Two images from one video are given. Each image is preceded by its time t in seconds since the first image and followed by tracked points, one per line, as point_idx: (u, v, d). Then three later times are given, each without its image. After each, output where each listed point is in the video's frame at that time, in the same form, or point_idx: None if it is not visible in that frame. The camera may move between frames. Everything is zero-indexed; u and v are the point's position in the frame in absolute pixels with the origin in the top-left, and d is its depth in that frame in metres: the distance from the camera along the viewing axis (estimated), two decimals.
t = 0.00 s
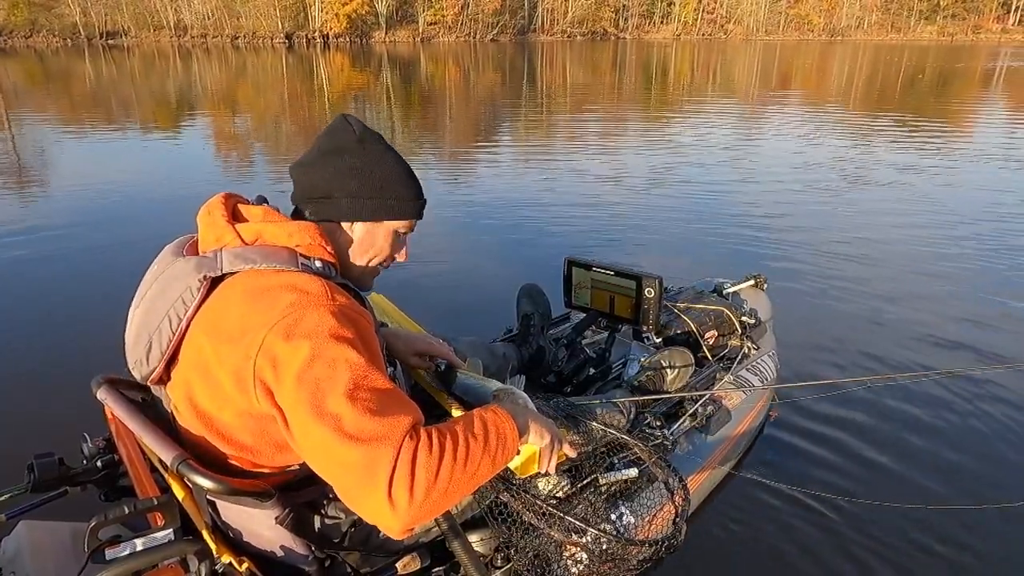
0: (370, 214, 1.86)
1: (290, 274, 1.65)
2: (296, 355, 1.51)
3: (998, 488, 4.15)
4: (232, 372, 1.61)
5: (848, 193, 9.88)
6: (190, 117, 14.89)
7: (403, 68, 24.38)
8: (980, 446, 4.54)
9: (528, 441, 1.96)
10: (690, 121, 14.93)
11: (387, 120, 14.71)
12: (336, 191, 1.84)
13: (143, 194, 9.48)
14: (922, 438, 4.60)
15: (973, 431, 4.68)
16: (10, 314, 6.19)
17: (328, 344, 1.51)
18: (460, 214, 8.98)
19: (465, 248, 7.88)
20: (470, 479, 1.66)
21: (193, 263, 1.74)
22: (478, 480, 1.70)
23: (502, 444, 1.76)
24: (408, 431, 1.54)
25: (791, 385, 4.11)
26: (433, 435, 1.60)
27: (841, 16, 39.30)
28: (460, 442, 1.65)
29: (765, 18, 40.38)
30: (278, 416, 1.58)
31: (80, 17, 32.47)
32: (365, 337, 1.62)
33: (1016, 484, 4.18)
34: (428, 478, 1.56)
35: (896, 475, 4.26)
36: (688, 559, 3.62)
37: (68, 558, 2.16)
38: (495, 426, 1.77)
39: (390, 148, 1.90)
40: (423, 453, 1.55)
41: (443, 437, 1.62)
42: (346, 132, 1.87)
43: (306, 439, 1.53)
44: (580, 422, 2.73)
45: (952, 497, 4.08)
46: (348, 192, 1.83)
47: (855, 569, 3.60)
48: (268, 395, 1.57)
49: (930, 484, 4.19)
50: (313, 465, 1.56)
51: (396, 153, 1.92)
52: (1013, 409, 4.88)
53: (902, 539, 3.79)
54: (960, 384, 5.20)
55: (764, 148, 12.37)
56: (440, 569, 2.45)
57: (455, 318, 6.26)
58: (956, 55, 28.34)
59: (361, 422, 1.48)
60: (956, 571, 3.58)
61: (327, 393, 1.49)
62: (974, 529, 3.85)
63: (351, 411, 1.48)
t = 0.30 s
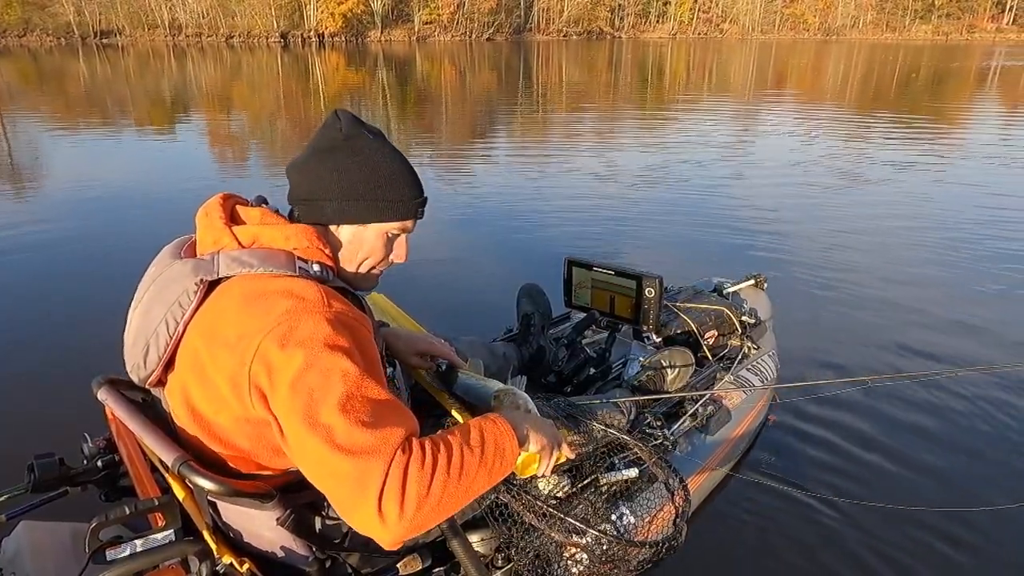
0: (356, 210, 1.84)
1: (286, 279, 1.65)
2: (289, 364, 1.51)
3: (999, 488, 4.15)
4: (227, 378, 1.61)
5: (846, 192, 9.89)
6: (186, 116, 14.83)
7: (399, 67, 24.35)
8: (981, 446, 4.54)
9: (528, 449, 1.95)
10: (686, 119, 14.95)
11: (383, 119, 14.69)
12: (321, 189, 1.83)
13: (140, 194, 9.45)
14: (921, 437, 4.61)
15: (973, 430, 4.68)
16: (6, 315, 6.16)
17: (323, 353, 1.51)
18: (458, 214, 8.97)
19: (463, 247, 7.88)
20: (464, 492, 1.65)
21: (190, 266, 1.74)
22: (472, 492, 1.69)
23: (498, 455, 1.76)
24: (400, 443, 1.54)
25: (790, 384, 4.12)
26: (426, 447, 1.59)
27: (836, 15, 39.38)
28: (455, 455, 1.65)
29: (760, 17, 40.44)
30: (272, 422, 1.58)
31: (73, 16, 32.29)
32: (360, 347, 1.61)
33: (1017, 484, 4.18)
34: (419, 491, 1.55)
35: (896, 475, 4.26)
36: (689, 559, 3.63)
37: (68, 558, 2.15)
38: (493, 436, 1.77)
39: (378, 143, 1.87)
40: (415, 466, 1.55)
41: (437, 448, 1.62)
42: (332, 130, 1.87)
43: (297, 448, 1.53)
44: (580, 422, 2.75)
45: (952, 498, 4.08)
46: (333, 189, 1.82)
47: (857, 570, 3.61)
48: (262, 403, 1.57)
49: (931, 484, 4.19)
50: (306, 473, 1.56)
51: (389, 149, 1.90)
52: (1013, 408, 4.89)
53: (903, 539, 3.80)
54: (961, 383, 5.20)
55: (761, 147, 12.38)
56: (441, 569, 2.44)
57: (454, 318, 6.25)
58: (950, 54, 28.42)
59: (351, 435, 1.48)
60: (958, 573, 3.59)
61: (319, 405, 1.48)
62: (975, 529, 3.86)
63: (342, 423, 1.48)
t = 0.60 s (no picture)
0: (355, 211, 1.84)
1: (284, 278, 1.65)
2: (288, 364, 1.50)
3: (1002, 491, 4.13)
4: (225, 378, 1.61)
5: (845, 195, 9.89)
6: (185, 121, 14.87)
7: (399, 72, 24.41)
8: (984, 447, 4.52)
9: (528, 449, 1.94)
10: (685, 123, 14.99)
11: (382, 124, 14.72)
12: (320, 189, 1.83)
13: (139, 197, 9.46)
14: (922, 440, 4.58)
15: (975, 432, 4.66)
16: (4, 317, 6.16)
17: (321, 352, 1.51)
18: (457, 216, 8.98)
19: (462, 250, 7.89)
20: (463, 493, 1.65)
21: (190, 265, 1.74)
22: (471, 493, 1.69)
23: (498, 456, 1.75)
24: (399, 443, 1.53)
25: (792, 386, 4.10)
26: (425, 447, 1.58)
27: (835, 20, 39.52)
28: (454, 454, 1.64)
29: (759, 22, 40.56)
30: (270, 421, 1.57)
31: (74, 21, 32.42)
32: (359, 346, 1.61)
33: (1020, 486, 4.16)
34: (417, 491, 1.54)
35: (898, 478, 4.24)
36: (688, 560, 3.62)
37: (67, 556, 2.15)
38: (494, 437, 1.76)
39: (377, 142, 1.85)
40: (413, 466, 1.54)
41: (436, 448, 1.61)
42: (330, 129, 1.85)
43: (295, 447, 1.52)
44: (579, 423, 2.74)
45: (955, 501, 4.06)
46: (332, 190, 1.82)
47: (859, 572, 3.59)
48: (260, 402, 1.56)
49: (934, 486, 4.17)
50: (304, 472, 1.55)
51: (390, 147, 1.88)
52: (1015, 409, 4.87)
53: (906, 541, 3.78)
54: (963, 385, 5.18)
55: (761, 150, 12.40)
56: (439, 569, 2.42)
57: (453, 320, 6.25)
58: (949, 59, 28.49)
59: (349, 434, 1.47)
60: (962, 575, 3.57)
61: (318, 404, 1.48)
62: (978, 531, 3.84)
63: (341, 422, 1.47)
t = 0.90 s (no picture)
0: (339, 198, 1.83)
1: (282, 277, 1.64)
2: (288, 362, 1.50)
3: (1002, 490, 4.12)
4: (225, 378, 1.60)
5: (840, 196, 9.94)
6: (181, 123, 14.88)
7: (395, 75, 24.44)
8: (983, 446, 4.51)
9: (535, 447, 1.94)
10: (681, 125, 15.05)
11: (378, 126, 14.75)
12: (302, 181, 1.83)
13: (136, 199, 9.46)
14: (921, 440, 4.58)
15: (974, 431, 4.66)
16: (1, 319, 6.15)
17: (321, 349, 1.50)
18: (454, 218, 9.00)
19: (460, 251, 7.90)
20: (471, 487, 1.64)
21: (189, 265, 1.73)
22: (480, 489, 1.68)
23: (505, 451, 1.75)
24: (404, 437, 1.53)
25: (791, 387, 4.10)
26: (430, 441, 1.58)
27: (830, 23, 39.68)
28: (461, 449, 1.64)
29: (754, 25, 40.75)
30: (270, 420, 1.57)
31: (69, 23, 32.43)
32: (359, 343, 1.61)
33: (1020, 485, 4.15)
34: (425, 485, 1.54)
35: (898, 478, 4.23)
36: (686, 559, 3.62)
37: (66, 555, 2.14)
38: (500, 433, 1.76)
39: (359, 128, 1.87)
40: (419, 459, 1.54)
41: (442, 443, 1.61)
42: (311, 121, 1.87)
43: (298, 445, 1.52)
44: (578, 424, 2.70)
45: (955, 501, 4.04)
46: (313, 180, 1.82)
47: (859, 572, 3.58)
48: (261, 401, 1.56)
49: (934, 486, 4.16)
50: (309, 471, 1.55)
51: (371, 135, 1.89)
52: (1014, 408, 4.87)
53: (905, 541, 3.77)
54: (961, 384, 5.18)
55: (757, 152, 12.42)
56: (437, 569, 2.42)
57: (451, 321, 6.25)
58: (942, 61, 28.66)
59: (353, 428, 1.47)
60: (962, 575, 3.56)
61: (319, 400, 1.48)
62: (978, 531, 3.83)
63: (344, 417, 1.47)
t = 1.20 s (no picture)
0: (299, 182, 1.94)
1: (264, 276, 1.65)
2: (270, 361, 1.50)
3: (1004, 488, 4.13)
4: (208, 380, 1.60)
5: (835, 193, 9.98)
6: (174, 121, 14.79)
7: (388, 72, 24.37)
8: (986, 444, 4.52)
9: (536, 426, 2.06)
10: (676, 122, 15.08)
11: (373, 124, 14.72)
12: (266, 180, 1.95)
13: (130, 198, 9.41)
14: (919, 436, 4.59)
15: (976, 428, 4.66)
16: None
17: (302, 346, 1.50)
18: (450, 216, 8.99)
19: (456, 249, 7.90)
20: (466, 477, 1.64)
21: (176, 266, 1.74)
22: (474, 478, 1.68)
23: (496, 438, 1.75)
24: (394, 428, 1.52)
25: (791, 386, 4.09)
26: (421, 432, 1.58)
27: (823, 20, 39.83)
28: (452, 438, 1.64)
29: (748, 22, 40.83)
30: (256, 421, 1.57)
31: (60, 21, 32.24)
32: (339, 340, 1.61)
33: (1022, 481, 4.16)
34: (418, 476, 1.54)
35: (898, 476, 4.24)
36: (689, 558, 3.62)
37: (67, 558, 2.15)
38: (491, 420, 1.76)
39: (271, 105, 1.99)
40: (410, 449, 1.54)
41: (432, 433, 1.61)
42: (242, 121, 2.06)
43: (286, 444, 1.52)
44: (580, 423, 2.53)
45: (958, 498, 4.05)
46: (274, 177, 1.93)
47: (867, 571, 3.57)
48: (246, 404, 1.56)
49: (937, 484, 4.17)
50: (300, 471, 1.55)
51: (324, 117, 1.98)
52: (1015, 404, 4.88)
53: (912, 540, 3.77)
54: (961, 381, 5.19)
55: (753, 149, 12.44)
56: (440, 569, 2.36)
57: (451, 320, 6.24)
58: (935, 58, 28.78)
59: (340, 423, 1.47)
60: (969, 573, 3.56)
61: (304, 397, 1.47)
62: (983, 529, 3.84)
63: (331, 413, 1.47)
